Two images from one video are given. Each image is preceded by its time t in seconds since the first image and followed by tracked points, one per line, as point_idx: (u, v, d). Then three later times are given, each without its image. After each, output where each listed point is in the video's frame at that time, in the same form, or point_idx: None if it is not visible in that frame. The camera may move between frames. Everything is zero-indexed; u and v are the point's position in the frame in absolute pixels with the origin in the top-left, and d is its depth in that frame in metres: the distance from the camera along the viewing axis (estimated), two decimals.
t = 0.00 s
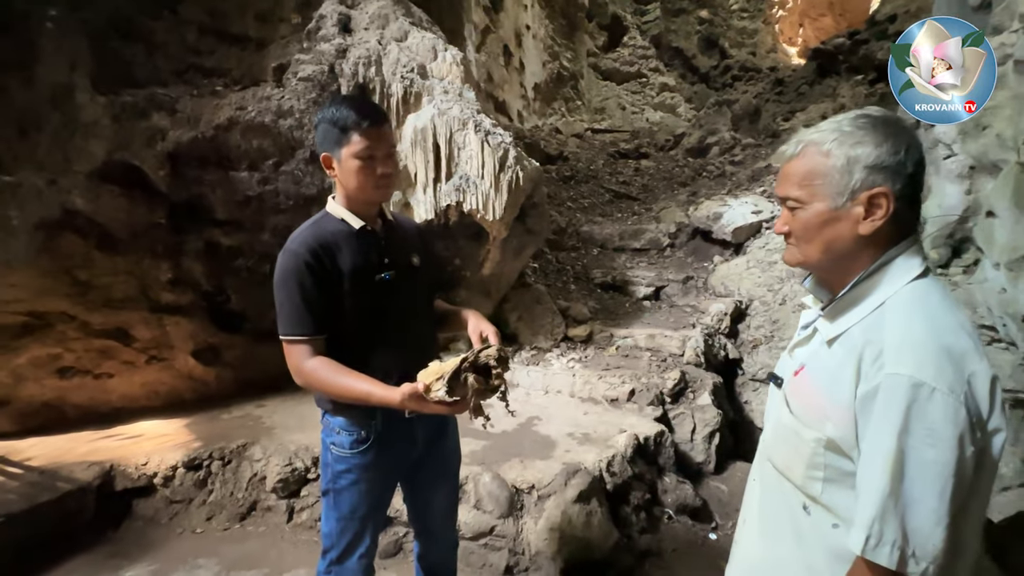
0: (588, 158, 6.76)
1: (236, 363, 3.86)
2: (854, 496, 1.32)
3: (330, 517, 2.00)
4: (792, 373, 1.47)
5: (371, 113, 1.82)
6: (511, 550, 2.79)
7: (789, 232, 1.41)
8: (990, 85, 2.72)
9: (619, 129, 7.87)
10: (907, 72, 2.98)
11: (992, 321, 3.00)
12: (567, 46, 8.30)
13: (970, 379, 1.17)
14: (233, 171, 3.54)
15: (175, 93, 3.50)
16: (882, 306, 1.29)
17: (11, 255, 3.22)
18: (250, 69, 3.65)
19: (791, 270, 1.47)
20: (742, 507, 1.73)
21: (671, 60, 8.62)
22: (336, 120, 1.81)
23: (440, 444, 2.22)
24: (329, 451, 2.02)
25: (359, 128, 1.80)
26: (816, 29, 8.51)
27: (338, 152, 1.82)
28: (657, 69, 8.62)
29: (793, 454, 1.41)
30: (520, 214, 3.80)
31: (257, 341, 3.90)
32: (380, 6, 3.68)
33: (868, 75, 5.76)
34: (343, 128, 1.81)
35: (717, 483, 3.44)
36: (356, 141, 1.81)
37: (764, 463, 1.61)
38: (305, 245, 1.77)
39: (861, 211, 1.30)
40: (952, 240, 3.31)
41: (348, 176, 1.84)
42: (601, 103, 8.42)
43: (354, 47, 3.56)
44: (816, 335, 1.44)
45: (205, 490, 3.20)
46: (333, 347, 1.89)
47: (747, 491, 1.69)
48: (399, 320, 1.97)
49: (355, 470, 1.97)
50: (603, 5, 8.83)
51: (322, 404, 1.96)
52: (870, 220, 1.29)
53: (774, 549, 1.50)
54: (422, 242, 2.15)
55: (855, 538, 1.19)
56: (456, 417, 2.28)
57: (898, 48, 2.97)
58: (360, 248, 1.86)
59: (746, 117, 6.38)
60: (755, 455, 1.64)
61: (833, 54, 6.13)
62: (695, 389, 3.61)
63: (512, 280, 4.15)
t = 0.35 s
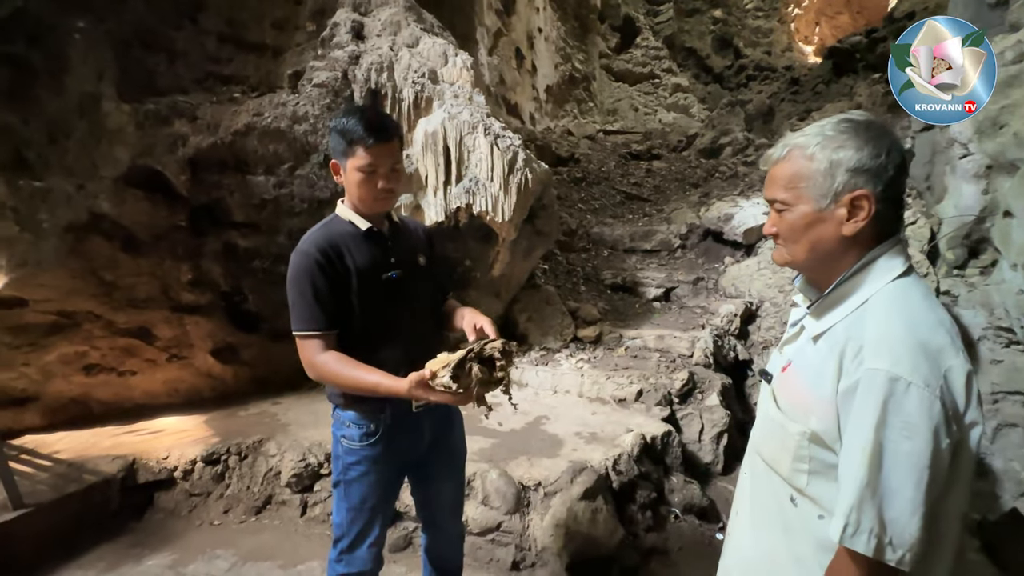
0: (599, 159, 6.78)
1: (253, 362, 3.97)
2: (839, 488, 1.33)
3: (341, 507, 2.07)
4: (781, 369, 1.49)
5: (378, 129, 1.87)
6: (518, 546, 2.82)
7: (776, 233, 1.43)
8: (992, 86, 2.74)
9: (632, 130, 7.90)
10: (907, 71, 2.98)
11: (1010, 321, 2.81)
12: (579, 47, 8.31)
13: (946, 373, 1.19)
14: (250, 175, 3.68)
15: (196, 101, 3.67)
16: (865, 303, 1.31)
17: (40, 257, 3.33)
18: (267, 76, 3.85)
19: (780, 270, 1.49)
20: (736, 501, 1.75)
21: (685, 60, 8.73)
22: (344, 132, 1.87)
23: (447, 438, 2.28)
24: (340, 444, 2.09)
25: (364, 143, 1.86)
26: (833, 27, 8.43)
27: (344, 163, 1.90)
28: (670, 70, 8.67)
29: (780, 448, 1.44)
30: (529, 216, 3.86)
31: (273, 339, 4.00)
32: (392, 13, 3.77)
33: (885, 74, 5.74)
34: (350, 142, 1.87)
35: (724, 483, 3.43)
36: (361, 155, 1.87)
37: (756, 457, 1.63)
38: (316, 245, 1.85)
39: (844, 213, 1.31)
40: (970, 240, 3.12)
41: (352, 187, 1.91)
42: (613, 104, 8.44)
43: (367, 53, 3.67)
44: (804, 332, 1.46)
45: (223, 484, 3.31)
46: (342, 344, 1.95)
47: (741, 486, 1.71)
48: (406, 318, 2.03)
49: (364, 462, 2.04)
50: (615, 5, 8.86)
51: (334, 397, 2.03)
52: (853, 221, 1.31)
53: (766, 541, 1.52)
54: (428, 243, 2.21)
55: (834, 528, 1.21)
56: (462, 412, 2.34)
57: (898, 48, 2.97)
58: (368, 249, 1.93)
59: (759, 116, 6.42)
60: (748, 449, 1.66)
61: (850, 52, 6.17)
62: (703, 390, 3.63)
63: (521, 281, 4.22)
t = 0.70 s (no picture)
0: (603, 160, 6.77)
1: (260, 361, 4.03)
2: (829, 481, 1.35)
3: (342, 501, 2.11)
4: (774, 364, 1.51)
5: (377, 134, 1.90)
6: (519, 542, 2.86)
7: (769, 231, 1.44)
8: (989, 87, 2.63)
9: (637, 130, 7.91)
10: (909, 69, 3.14)
11: (1018, 320, 2.34)
12: (585, 48, 8.38)
13: (932, 368, 1.20)
14: (257, 177, 3.72)
15: (204, 104, 3.73)
16: (854, 299, 1.31)
17: (52, 257, 3.46)
18: (273, 79, 3.90)
19: (772, 267, 1.51)
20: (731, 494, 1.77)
21: (690, 60, 8.64)
22: (345, 136, 1.90)
23: (447, 434, 2.32)
24: (341, 439, 2.14)
25: (363, 148, 1.89)
26: (840, 26, 8.53)
27: (344, 167, 1.93)
28: (675, 70, 8.57)
29: (772, 441, 1.46)
30: (532, 216, 3.88)
31: (279, 338, 4.04)
32: (396, 16, 3.83)
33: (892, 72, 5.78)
34: (350, 147, 1.90)
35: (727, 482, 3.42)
36: (360, 160, 1.90)
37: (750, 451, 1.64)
38: (316, 246, 1.88)
39: (835, 212, 1.32)
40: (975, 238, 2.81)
41: (352, 190, 1.95)
42: (617, 105, 8.39)
43: (371, 56, 3.70)
44: (796, 327, 1.48)
45: (229, 481, 3.37)
46: (343, 342, 1.98)
47: (735, 479, 1.73)
48: (405, 315, 2.07)
49: (364, 457, 2.08)
50: (620, 6, 8.82)
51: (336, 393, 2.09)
52: (844, 220, 1.32)
53: (758, 533, 1.54)
54: (429, 242, 2.24)
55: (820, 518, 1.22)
56: (462, 410, 2.38)
57: (900, 48, 3.09)
58: (368, 249, 1.97)
59: (764, 116, 6.45)
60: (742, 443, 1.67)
61: (857, 51, 6.17)
62: (706, 390, 3.62)
63: (525, 280, 4.24)
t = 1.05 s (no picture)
0: (603, 159, 6.78)
1: (258, 360, 4.03)
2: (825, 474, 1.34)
3: (339, 498, 2.11)
4: (770, 359, 1.50)
5: (372, 131, 1.90)
6: (518, 541, 2.86)
7: (766, 225, 1.44)
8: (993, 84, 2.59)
9: (636, 130, 7.92)
10: (908, 71, 3.00)
11: (1016, 317, 2.41)
12: (584, 48, 8.41)
13: (928, 360, 1.20)
14: (255, 176, 3.73)
15: (201, 104, 3.72)
16: (850, 293, 1.31)
17: (49, 257, 3.45)
18: (271, 79, 3.88)
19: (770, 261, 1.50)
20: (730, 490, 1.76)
21: (688, 60, 8.68)
22: (341, 133, 1.90)
23: (443, 431, 2.32)
24: (338, 436, 2.14)
25: (358, 145, 1.89)
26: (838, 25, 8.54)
27: (339, 164, 1.93)
28: (675, 70, 8.59)
29: (769, 434, 1.45)
30: (530, 215, 3.88)
31: (278, 337, 4.04)
32: (394, 15, 3.83)
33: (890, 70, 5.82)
34: (345, 144, 1.90)
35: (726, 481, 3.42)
36: (355, 157, 1.90)
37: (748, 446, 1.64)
38: (310, 243, 1.88)
39: (832, 205, 1.32)
40: (974, 235, 2.84)
41: (348, 187, 1.95)
42: (616, 104, 8.44)
43: (369, 55, 3.71)
44: (793, 322, 1.47)
45: (228, 480, 3.36)
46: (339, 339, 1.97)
47: (732, 474, 1.73)
48: (401, 312, 2.07)
49: (361, 454, 2.08)
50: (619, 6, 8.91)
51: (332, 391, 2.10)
52: (841, 213, 1.32)
53: (754, 527, 1.54)
54: (424, 240, 2.24)
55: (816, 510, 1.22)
56: (459, 408, 2.38)
57: (899, 47, 2.98)
58: (363, 246, 1.97)
59: (762, 115, 6.48)
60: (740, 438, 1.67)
61: (855, 50, 6.17)
62: (704, 388, 3.62)
63: (523, 279, 4.23)
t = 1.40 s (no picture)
0: (593, 161, 6.81)
1: (248, 364, 3.98)
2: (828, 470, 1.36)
3: (336, 501, 2.09)
4: (770, 358, 1.51)
5: (370, 130, 1.87)
6: (514, 543, 2.84)
7: (764, 225, 1.45)
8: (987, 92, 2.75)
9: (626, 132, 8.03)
10: (907, 71, 3.05)
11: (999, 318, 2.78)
12: (573, 51, 8.55)
13: (928, 358, 1.22)
14: (246, 178, 3.71)
15: (191, 104, 3.69)
16: (850, 292, 1.32)
17: (34, 259, 3.37)
18: (262, 79, 3.87)
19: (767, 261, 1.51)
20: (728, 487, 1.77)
21: (677, 63, 8.80)
22: (336, 133, 1.87)
23: (440, 433, 2.28)
24: (335, 439, 2.12)
25: (357, 144, 1.86)
26: (823, 31, 8.57)
27: (337, 164, 1.91)
28: (664, 73, 8.78)
29: (770, 433, 1.46)
30: (524, 216, 3.89)
31: (269, 341, 4.00)
32: (387, 17, 3.86)
33: (875, 75, 5.97)
34: (343, 144, 1.87)
35: (720, 479, 3.45)
36: (354, 156, 1.87)
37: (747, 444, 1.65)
38: (306, 243, 1.86)
39: (830, 205, 1.33)
40: (958, 237, 3.12)
41: (346, 186, 1.92)
42: (607, 106, 8.63)
43: (361, 56, 3.73)
44: (791, 320, 1.48)
45: (220, 485, 3.32)
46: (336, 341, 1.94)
47: (732, 473, 1.74)
48: (396, 314, 2.05)
49: (358, 456, 2.06)
50: (608, 10, 8.91)
51: (330, 392, 2.09)
52: (840, 213, 1.33)
53: (756, 524, 1.54)
54: (420, 241, 2.23)
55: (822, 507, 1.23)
56: (457, 409, 2.36)
57: (898, 48, 3.04)
58: (359, 246, 1.95)
59: (751, 119, 6.55)
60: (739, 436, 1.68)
61: (839, 55, 6.24)
62: (697, 388, 3.65)
63: (516, 281, 4.22)
